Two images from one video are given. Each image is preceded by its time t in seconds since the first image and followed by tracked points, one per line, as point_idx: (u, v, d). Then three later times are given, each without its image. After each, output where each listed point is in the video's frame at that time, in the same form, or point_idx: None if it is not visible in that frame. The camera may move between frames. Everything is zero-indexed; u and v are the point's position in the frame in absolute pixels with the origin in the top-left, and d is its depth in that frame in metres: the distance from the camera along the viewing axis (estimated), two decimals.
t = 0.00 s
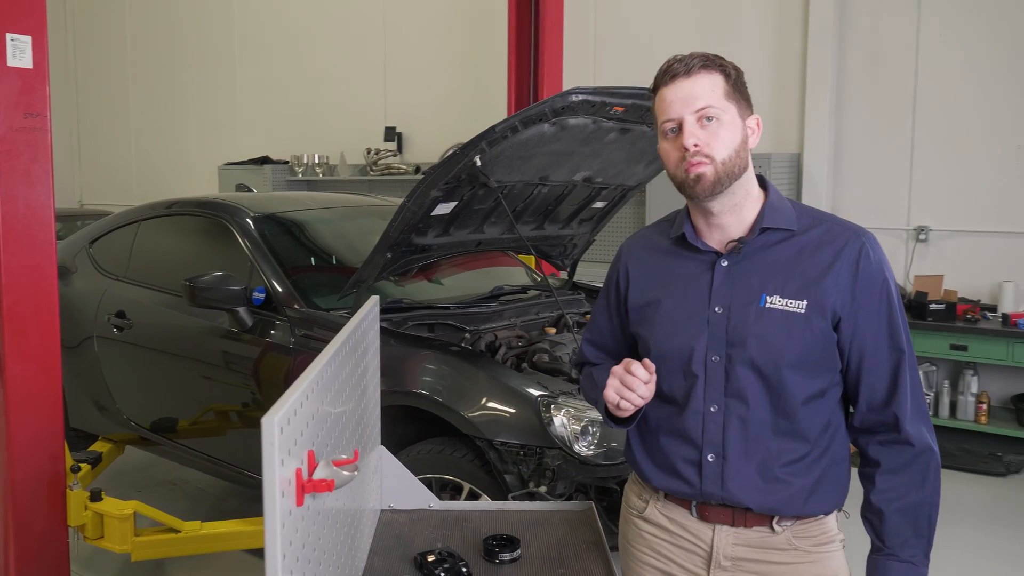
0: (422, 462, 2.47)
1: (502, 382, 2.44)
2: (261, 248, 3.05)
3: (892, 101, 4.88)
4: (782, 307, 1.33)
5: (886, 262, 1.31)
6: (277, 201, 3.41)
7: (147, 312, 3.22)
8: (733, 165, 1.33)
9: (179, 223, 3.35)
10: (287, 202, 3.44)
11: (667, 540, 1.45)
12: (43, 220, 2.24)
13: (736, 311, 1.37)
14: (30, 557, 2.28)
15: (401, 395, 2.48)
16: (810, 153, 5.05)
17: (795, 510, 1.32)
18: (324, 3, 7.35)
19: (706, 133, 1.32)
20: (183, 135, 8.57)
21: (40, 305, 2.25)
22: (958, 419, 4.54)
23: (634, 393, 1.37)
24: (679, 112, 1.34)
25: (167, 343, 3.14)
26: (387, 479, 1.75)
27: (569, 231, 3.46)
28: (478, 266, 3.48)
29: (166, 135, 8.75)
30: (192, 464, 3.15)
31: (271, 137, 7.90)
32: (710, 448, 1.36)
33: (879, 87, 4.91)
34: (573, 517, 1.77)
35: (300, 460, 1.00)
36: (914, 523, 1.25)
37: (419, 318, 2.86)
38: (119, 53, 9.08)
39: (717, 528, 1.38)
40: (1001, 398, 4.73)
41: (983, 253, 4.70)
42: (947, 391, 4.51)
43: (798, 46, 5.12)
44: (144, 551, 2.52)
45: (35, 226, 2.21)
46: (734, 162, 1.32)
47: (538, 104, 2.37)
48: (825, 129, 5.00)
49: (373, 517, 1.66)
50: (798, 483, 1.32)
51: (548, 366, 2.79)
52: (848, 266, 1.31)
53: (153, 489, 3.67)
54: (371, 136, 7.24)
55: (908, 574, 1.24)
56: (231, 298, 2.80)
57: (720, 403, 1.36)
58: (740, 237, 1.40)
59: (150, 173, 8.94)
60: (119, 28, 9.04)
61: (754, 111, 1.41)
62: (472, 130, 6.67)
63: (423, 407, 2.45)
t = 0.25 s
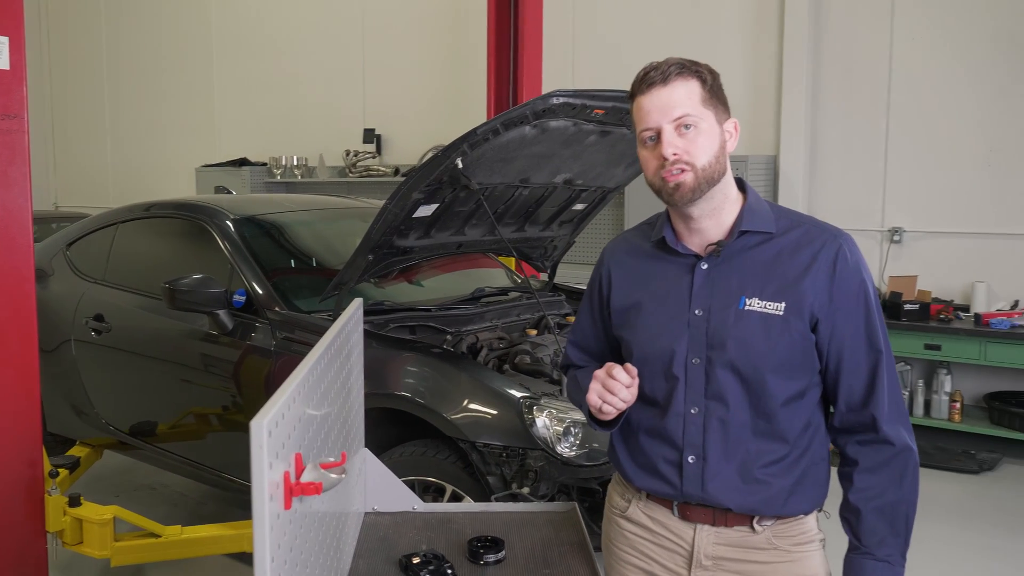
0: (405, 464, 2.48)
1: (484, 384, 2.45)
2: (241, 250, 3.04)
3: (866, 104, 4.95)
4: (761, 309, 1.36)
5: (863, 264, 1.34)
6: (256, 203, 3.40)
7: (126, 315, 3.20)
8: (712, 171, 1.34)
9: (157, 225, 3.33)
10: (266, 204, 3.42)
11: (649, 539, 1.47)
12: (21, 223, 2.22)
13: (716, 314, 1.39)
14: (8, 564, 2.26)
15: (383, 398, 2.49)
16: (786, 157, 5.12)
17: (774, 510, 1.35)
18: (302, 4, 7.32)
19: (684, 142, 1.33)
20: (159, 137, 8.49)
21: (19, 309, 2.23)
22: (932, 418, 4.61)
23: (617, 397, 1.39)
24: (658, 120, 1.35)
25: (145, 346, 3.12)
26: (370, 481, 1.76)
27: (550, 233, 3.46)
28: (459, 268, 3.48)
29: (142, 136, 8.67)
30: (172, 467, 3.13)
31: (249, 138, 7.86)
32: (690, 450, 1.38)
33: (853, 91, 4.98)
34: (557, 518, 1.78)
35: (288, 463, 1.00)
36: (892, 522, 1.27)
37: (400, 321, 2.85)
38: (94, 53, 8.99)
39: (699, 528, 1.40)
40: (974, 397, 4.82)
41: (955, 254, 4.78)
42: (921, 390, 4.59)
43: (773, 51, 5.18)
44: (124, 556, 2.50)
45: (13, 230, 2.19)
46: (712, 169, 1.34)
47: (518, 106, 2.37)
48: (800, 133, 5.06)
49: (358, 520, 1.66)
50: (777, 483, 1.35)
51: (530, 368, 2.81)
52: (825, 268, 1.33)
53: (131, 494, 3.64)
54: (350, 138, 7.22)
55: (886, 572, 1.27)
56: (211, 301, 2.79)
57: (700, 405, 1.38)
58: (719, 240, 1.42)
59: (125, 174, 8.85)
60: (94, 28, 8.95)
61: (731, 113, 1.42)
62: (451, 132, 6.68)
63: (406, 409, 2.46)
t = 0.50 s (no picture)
0: (389, 465, 2.48)
1: (468, 384, 2.45)
2: (224, 251, 3.03)
3: (846, 106, 4.99)
4: (743, 307, 1.37)
5: (843, 261, 1.36)
6: (239, 204, 3.39)
7: (107, 317, 3.18)
8: (693, 173, 1.36)
9: (139, 226, 3.31)
10: (249, 205, 3.41)
11: (633, 538, 1.49)
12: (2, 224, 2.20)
13: (698, 312, 1.41)
14: None
15: (367, 398, 2.49)
16: (767, 159, 5.15)
17: (757, 508, 1.36)
18: (284, 4, 7.29)
19: (665, 144, 1.34)
20: (140, 138, 8.43)
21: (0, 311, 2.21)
22: (912, 416, 4.66)
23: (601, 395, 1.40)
24: (638, 123, 1.36)
25: (127, 348, 3.10)
26: (355, 481, 1.76)
27: (533, 233, 3.47)
28: (443, 269, 3.48)
29: (123, 137, 8.60)
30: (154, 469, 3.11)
31: (232, 139, 7.82)
32: (674, 448, 1.40)
33: (833, 93, 5.02)
34: (542, 517, 1.79)
35: (273, 463, 1.00)
36: (875, 519, 1.29)
37: (385, 321, 2.84)
38: (74, 54, 8.91)
39: (682, 526, 1.42)
40: (953, 395, 4.88)
41: (934, 254, 4.84)
42: (902, 389, 4.64)
43: (754, 53, 5.22)
44: (106, 559, 2.48)
45: None
46: (693, 171, 1.36)
47: (501, 107, 2.38)
48: (781, 134, 5.10)
49: (342, 520, 1.67)
50: (760, 481, 1.36)
51: (514, 368, 2.82)
52: (807, 266, 1.35)
53: (114, 497, 3.62)
54: (333, 139, 7.20)
55: (869, 568, 1.29)
56: (194, 302, 2.77)
57: (683, 403, 1.40)
58: (701, 239, 1.43)
59: (106, 176, 8.78)
60: (73, 28, 8.87)
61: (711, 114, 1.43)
62: (435, 134, 6.67)
63: (390, 409, 2.46)
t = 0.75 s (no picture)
0: (377, 465, 2.48)
1: (456, 384, 2.46)
2: (209, 251, 3.02)
3: (829, 106, 5.03)
4: (730, 304, 1.39)
5: (829, 257, 1.37)
6: (224, 204, 3.37)
7: (92, 317, 3.16)
8: (680, 172, 1.37)
9: (123, 226, 3.29)
10: (235, 205, 3.40)
11: (621, 536, 1.50)
12: None
13: (686, 310, 1.42)
14: None
15: (355, 398, 2.49)
16: (751, 158, 5.18)
17: (745, 504, 1.37)
18: (269, 3, 7.26)
19: (651, 143, 1.35)
20: (124, 138, 8.38)
21: None
22: (896, 414, 4.70)
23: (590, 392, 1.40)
24: (624, 122, 1.37)
25: (112, 349, 3.08)
26: (342, 481, 1.76)
27: (520, 233, 3.48)
28: (430, 269, 3.48)
29: (107, 137, 8.54)
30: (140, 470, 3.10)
31: (217, 140, 7.78)
32: (662, 445, 1.41)
33: (817, 93, 5.06)
34: (529, 516, 1.80)
35: (260, 461, 1.00)
36: (862, 514, 1.31)
37: (372, 321, 2.83)
38: (57, 54, 8.84)
39: (670, 524, 1.43)
40: (936, 392, 4.93)
41: (917, 253, 4.88)
42: (885, 387, 4.68)
43: (738, 53, 5.25)
44: (91, 561, 2.47)
45: None
46: (680, 170, 1.37)
47: (488, 107, 2.38)
48: (766, 134, 5.13)
49: (330, 520, 1.67)
50: (748, 477, 1.37)
51: (501, 367, 2.82)
52: (793, 262, 1.36)
53: (99, 499, 3.59)
54: (318, 139, 7.18)
55: (856, 563, 1.30)
56: (180, 303, 2.76)
57: (671, 400, 1.41)
58: (688, 236, 1.44)
59: (89, 176, 8.71)
60: (55, 27, 8.80)
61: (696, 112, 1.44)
62: (421, 133, 6.67)
63: (378, 409, 2.46)
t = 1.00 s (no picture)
0: (369, 466, 2.47)
1: (447, 384, 2.45)
2: (200, 252, 3.00)
3: (819, 106, 5.05)
4: (724, 304, 1.39)
5: (822, 257, 1.38)
6: (214, 205, 3.36)
7: (81, 319, 3.14)
8: (668, 176, 1.37)
9: (113, 226, 3.27)
10: (225, 206, 3.39)
11: (615, 536, 1.50)
12: None
13: (679, 310, 1.42)
14: None
15: (346, 399, 2.48)
16: (741, 159, 5.20)
17: (739, 504, 1.38)
18: (259, 2, 7.24)
19: (638, 148, 1.35)
20: (113, 138, 8.34)
21: None
22: (887, 414, 4.72)
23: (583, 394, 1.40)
24: (611, 128, 1.37)
25: (102, 350, 3.07)
26: (333, 483, 1.75)
27: (511, 233, 3.47)
28: (421, 270, 3.47)
29: (96, 138, 8.50)
30: (131, 472, 3.09)
31: (207, 140, 7.76)
32: (656, 445, 1.41)
33: (806, 94, 5.08)
34: (522, 516, 1.79)
35: (253, 464, 1.00)
36: (855, 513, 1.31)
37: (363, 321, 2.83)
38: (45, 54, 8.79)
39: (664, 524, 1.43)
40: (926, 392, 4.95)
41: (906, 253, 4.91)
42: (875, 386, 4.71)
43: (728, 54, 5.27)
44: (81, 564, 2.46)
45: None
46: (668, 173, 1.37)
47: (479, 107, 2.38)
48: (756, 134, 5.15)
49: (322, 521, 1.66)
50: (741, 477, 1.38)
51: (493, 368, 2.82)
52: (786, 262, 1.37)
53: (89, 501, 3.58)
54: (309, 140, 7.16)
55: (850, 562, 1.30)
56: (170, 304, 2.75)
57: (665, 400, 1.41)
58: (681, 237, 1.44)
59: (77, 177, 8.66)
60: (44, 28, 8.75)
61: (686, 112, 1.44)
62: (412, 134, 6.66)
63: (369, 410, 2.46)
